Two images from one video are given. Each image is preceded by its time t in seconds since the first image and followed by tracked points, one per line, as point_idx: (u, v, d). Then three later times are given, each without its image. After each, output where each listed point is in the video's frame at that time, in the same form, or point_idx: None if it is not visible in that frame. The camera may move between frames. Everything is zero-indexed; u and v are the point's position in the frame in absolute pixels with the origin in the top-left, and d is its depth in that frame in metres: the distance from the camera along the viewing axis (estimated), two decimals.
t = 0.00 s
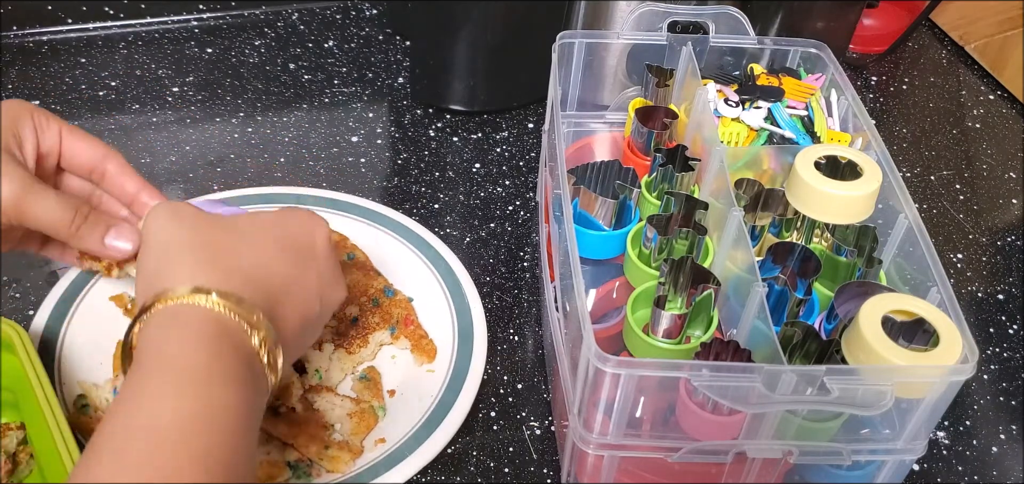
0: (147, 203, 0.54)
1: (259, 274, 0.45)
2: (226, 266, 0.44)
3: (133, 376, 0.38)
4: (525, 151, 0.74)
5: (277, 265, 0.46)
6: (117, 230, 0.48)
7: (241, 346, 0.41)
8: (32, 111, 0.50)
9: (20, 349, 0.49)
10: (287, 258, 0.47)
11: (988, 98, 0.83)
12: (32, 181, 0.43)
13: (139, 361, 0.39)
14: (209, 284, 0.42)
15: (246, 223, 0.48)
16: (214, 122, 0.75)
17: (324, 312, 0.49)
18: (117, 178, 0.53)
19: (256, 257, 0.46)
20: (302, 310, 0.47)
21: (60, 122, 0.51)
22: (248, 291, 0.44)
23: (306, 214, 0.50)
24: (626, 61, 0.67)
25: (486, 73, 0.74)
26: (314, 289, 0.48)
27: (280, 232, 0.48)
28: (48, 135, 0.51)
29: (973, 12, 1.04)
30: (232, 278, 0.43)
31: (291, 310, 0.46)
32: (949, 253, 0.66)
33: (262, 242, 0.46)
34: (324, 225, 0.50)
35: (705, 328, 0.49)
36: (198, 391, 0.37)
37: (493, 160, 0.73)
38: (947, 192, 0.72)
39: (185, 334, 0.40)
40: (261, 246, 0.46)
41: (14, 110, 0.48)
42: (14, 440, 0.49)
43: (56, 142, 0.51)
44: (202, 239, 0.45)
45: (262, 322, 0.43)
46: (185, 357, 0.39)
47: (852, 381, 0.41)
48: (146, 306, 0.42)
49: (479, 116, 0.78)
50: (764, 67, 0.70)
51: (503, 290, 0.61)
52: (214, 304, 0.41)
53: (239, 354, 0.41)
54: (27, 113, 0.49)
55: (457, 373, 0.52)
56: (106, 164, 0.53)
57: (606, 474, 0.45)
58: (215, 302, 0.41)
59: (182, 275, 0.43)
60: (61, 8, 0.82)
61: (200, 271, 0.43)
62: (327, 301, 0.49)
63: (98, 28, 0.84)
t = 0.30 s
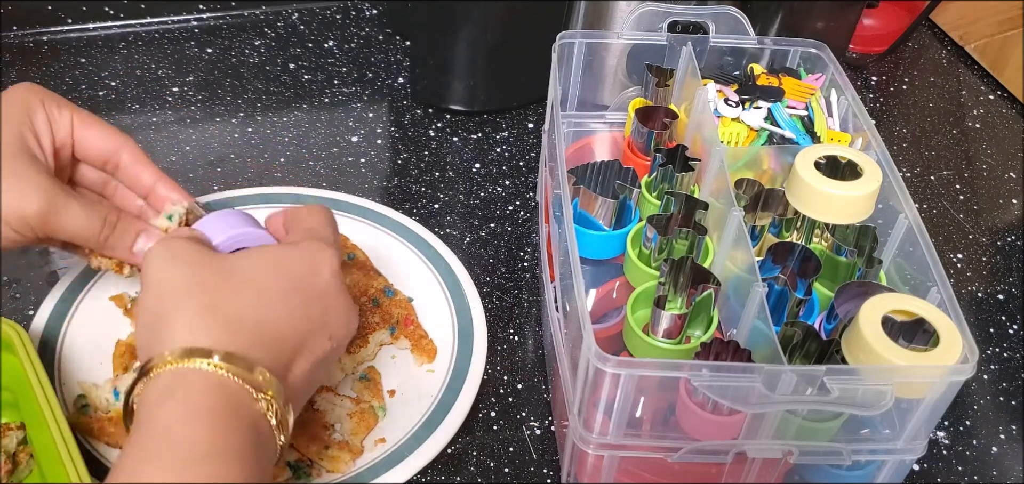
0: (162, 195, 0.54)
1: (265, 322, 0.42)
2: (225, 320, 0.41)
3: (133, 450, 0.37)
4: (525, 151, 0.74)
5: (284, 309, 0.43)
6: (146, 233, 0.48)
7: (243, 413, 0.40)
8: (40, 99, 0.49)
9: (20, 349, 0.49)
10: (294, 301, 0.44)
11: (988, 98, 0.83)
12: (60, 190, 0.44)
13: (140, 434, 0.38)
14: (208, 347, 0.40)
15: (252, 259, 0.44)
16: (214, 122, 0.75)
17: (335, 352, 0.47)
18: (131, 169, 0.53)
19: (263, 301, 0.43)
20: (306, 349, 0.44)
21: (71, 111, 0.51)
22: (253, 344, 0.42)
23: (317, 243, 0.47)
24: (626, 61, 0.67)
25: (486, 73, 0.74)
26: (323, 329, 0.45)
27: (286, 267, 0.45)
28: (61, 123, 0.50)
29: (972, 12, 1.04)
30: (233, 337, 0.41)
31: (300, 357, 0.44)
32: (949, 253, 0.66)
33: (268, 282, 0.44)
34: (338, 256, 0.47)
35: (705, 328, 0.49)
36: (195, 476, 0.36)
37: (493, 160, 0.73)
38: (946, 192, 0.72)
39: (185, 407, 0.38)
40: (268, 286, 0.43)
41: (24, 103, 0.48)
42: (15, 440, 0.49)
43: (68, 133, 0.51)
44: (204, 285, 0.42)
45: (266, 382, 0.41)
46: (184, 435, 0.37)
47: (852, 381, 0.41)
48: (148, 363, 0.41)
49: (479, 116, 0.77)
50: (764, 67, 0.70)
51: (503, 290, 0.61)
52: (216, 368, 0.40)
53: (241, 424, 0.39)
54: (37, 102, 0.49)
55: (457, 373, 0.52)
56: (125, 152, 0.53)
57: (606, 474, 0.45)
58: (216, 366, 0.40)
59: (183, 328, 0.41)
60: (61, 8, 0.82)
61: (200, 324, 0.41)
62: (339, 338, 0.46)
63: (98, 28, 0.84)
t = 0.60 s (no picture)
0: (163, 205, 0.54)
1: (243, 347, 0.42)
2: (201, 345, 0.42)
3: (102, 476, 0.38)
4: (525, 151, 0.74)
5: (264, 333, 0.43)
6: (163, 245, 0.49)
7: (211, 440, 0.39)
8: (44, 106, 0.49)
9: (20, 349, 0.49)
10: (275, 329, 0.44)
11: (988, 98, 0.83)
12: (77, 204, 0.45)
13: (111, 455, 0.38)
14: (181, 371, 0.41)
15: (238, 280, 0.45)
16: (214, 122, 0.76)
17: (321, 375, 0.46)
18: (133, 178, 0.54)
19: (242, 325, 0.43)
20: (287, 377, 0.44)
21: (75, 119, 0.51)
22: (227, 368, 0.42)
23: (307, 263, 0.47)
24: (626, 61, 0.67)
25: (486, 73, 0.74)
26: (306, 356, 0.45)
27: (271, 292, 0.44)
28: (66, 131, 0.50)
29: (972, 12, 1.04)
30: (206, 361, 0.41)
31: (280, 381, 0.44)
32: (949, 253, 0.66)
33: (251, 303, 0.44)
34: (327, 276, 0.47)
35: (705, 328, 0.49)
36: None
37: (493, 160, 0.73)
38: (946, 192, 0.72)
39: (153, 432, 0.38)
40: (250, 307, 0.43)
41: (30, 112, 0.48)
42: (15, 440, 0.49)
43: (73, 142, 0.51)
44: (185, 309, 0.43)
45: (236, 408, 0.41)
46: (151, 460, 0.38)
47: (853, 381, 0.41)
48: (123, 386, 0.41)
49: (479, 116, 0.77)
50: (764, 67, 0.70)
51: (503, 290, 0.61)
52: (183, 395, 0.40)
53: (209, 449, 0.39)
54: (43, 111, 0.48)
55: (457, 373, 0.52)
56: (127, 160, 0.53)
57: (606, 474, 0.45)
58: (184, 393, 0.40)
59: (160, 354, 0.41)
60: (61, 8, 0.82)
61: (174, 350, 0.41)
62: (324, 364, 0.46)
63: (98, 28, 0.84)
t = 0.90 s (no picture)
0: (169, 219, 0.54)
1: (230, 364, 0.42)
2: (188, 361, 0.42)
3: None
4: (525, 151, 0.74)
5: (251, 349, 0.43)
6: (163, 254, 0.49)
7: (194, 455, 0.40)
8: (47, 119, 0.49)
9: (20, 349, 0.49)
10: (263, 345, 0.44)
11: (988, 98, 0.83)
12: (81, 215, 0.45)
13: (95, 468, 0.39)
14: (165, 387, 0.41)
15: (231, 294, 0.44)
16: (214, 122, 0.76)
17: (309, 392, 0.46)
18: (139, 193, 0.53)
19: (229, 342, 0.43)
20: (274, 394, 0.44)
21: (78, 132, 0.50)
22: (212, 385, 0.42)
23: (299, 279, 0.47)
24: (626, 61, 0.67)
25: (486, 73, 0.74)
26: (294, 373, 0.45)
27: (261, 308, 0.44)
28: (67, 145, 0.50)
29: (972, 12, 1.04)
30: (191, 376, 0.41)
31: (267, 397, 0.44)
32: (949, 253, 0.66)
33: (239, 320, 0.43)
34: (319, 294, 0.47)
35: (705, 328, 0.49)
36: None
37: (493, 160, 0.73)
38: (946, 192, 0.72)
39: (137, 447, 0.39)
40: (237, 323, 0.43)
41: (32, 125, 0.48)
42: (14, 440, 0.49)
43: (76, 155, 0.51)
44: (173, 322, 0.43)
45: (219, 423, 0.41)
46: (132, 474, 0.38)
47: (852, 381, 0.41)
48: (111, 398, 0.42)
49: (479, 116, 0.77)
50: (764, 67, 0.70)
51: (503, 290, 0.61)
52: (168, 411, 0.40)
53: (191, 462, 0.39)
54: (45, 124, 0.48)
55: (457, 374, 0.52)
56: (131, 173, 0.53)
57: (606, 474, 0.45)
58: (169, 409, 0.40)
59: (146, 370, 0.41)
60: (61, 8, 0.82)
61: (160, 365, 0.41)
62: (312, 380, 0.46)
63: (98, 28, 0.84)
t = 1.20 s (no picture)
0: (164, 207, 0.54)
1: (214, 354, 0.42)
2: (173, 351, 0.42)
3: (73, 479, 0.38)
4: (525, 151, 0.74)
5: (236, 339, 0.43)
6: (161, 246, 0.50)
7: (179, 446, 0.40)
8: (48, 107, 0.48)
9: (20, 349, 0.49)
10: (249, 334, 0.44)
11: (988, 98, 0.83)
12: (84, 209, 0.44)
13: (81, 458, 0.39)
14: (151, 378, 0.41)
15: (216, 285, 0.44)
16: (214, 122, 0.76)
17: (297, 380, 0.46)
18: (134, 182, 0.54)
19: (214, 332, 0.43)
20: (261, 380, 0.44)
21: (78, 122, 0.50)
22: (197, 375, 0.42)
23: (286, 267, 0.46)
24: (626, 61, 0.67)
25: (486, 73, 0.74)
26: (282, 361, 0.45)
27: (246, 297, 0.44)
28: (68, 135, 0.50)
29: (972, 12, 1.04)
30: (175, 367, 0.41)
31: (252, 387, 0.44)
32: (949, 253, 0.66)
33: (225, 309, 0.43)
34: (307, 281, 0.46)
35: (705, 328, 0.49)
36: None
37: (493, 160, 0.73)
38: (946, 192, 0.72)
39: (120, 438, 0.39)
40: (223, 313, 0.43)
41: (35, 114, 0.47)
42: (14, 440, 0.49)
43: (77, 144, 0.50)
44: (159, 314, 0.43)
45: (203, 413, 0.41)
46: (115, 466, 0.38)
47: (853, 381, 0.41)
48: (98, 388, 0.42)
49: (479, 116, 0.77)
50: (764, 67, 0.70)
51: (503, 290, 0.61)
52: (151, 403, 0.40)
53: (175, 453, 0.39)
54: (47, 114, 0.48)
55: (457, 374, 0.52)
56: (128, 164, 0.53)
57: (606, 474, 0.45)
58: (153, 400, 0.40)
59: (132, 362, 0.41)
60: (61, 8, 0.82)
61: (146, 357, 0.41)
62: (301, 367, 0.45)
63: (98, 28, 0.84)
